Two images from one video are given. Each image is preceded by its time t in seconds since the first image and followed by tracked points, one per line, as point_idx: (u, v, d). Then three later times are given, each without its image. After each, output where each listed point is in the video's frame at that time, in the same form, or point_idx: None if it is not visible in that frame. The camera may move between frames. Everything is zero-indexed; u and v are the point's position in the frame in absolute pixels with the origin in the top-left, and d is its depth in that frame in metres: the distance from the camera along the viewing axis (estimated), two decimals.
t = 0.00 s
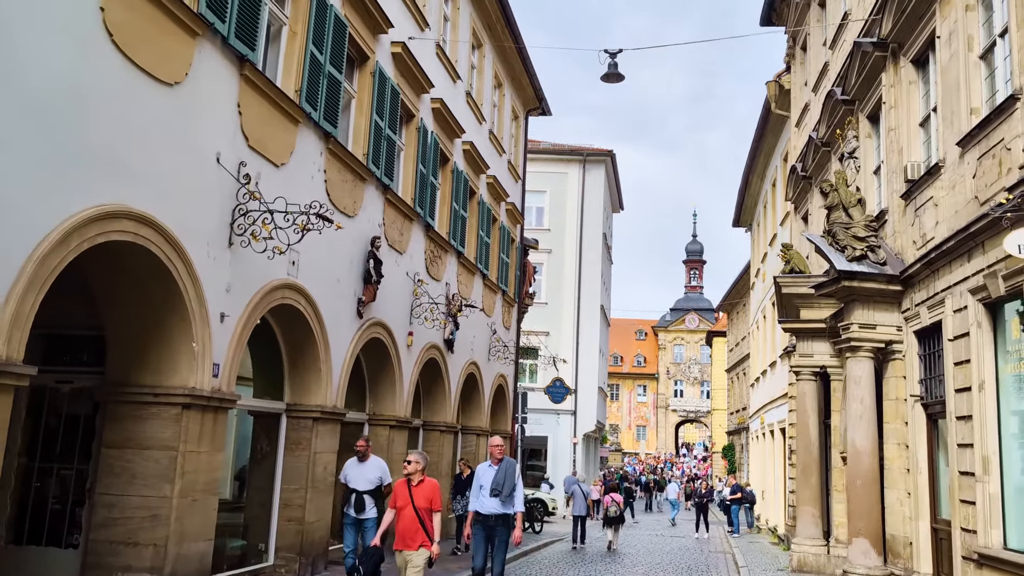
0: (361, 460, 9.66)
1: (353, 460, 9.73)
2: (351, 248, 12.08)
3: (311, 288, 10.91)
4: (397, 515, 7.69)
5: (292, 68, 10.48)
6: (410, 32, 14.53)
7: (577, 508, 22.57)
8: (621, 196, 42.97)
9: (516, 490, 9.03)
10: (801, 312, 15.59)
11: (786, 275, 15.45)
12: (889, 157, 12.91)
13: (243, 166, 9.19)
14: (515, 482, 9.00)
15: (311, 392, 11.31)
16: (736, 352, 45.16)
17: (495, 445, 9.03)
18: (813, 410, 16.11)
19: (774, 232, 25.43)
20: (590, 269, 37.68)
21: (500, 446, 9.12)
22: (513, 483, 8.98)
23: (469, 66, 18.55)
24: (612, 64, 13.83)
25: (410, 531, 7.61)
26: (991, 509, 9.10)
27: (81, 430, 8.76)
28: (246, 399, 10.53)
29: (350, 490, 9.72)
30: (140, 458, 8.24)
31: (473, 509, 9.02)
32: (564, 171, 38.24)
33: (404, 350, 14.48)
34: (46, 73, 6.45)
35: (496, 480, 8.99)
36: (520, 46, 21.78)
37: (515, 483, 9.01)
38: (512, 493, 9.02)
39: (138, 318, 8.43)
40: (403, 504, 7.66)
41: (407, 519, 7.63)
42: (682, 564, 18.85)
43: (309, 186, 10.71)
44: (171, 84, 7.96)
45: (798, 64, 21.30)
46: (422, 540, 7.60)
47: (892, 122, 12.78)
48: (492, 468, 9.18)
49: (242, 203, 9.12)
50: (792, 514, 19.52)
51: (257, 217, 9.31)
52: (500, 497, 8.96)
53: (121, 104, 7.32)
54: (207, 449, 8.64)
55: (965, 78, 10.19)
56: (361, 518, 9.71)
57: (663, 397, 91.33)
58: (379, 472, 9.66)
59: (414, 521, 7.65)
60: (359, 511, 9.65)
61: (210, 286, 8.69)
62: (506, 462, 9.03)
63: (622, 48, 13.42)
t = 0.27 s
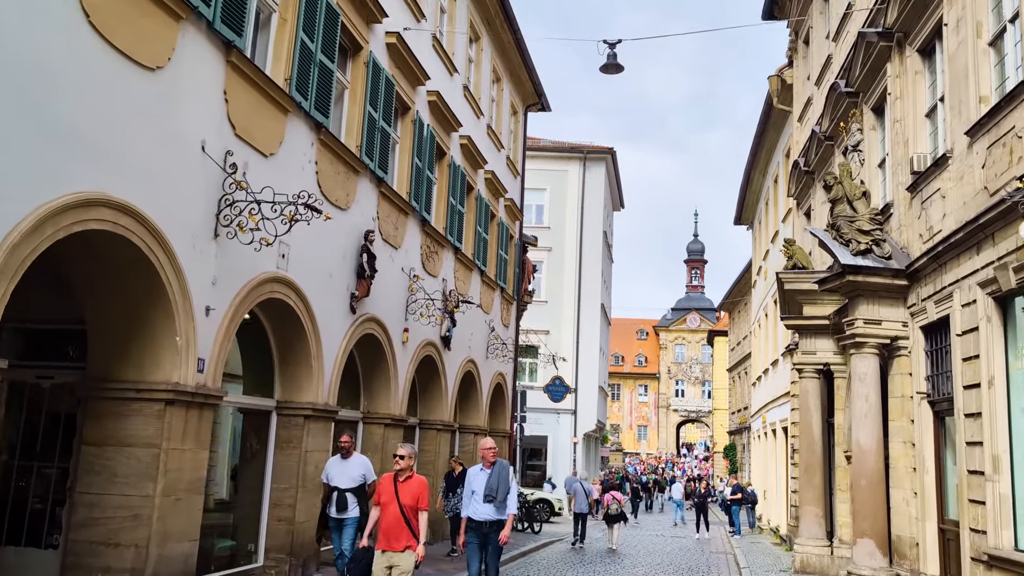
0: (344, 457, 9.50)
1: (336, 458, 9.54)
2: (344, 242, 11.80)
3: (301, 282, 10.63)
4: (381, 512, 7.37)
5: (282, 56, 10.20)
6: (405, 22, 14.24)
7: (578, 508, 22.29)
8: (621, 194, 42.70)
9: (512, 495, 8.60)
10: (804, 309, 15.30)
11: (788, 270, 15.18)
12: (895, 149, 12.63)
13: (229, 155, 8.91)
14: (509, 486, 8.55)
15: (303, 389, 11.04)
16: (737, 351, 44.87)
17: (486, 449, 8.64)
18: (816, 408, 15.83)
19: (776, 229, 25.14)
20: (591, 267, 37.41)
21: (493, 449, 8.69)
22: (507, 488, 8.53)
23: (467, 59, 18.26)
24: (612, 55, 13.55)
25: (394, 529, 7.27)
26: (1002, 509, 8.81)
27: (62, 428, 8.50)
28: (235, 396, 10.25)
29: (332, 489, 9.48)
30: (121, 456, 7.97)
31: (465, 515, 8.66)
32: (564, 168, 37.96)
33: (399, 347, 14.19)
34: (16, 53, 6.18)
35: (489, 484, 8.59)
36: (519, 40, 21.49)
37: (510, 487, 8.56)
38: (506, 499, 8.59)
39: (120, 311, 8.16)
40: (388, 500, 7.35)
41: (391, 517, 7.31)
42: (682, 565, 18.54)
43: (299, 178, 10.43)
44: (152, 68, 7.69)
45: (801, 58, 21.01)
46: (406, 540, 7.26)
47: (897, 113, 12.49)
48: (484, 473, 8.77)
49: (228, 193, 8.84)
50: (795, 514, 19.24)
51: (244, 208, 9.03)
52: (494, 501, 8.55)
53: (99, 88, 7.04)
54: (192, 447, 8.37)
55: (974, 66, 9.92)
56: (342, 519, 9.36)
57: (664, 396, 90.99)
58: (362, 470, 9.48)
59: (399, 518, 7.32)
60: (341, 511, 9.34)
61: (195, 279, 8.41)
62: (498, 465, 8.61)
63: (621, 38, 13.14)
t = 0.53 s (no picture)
0: (326, 460, 8.75)
1: (317, 460, 8.79)
2: (336, 235, 11.54)
3: (291, 276, 10.37)
4: (361, 514, 7.08)
5: (271, 43, 9.93)
6: (400, 12, 13.95)
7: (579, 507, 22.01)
8: (621, 192, 42.41)
9: (503, 492, 7.95)
10: (807, 304, 15.02)
11: (791, 265, 14.90)
12: (900, 140, 12.34)
13: (215, 143, 8.64)
14: (501, 480, 7.91)
15: (293, 385, 10.78)
16: (739, 350, 44.58)
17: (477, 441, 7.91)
18: (819, 406, 15.55)
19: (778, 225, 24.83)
20: (591, 265, 37.13)
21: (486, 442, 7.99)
22: (499, 484, 7.89)
23: (464, 51, 17.97)
24: (610, 45, 13.27)
25: (375, 531, 6.98)
26: (1012, 509, 8.54)
27: (41, 425, 8.15)
28: (222, 392, 9.98)
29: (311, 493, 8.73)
30: (101, 453, 7.68)
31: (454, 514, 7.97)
32: (564, 165, 37.67)
33: (394, 344, 13.92)
34: None
35: (480, 479, 7.92)
36: (518, 33, 21.19)
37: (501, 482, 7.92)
38: (498, 494, 7.93)
39: (100, 303, 7.88)
40: (369, 501, 7.06)
41: (372, 518, 7.02)
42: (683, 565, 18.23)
43: (288, 168, 10.17)
44: (132, 51, 7.42)
45: (803, 51, 20.73)
46: (388, 542, 6.98)
47: (903, 103, 12.20)
48: (473, 467, 8.09)
49: (213, 182, 8.57)
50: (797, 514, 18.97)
51: (230, 197, 8.76)
52: (485, 498, 7.89)
53: (75, 69, 6.77)
54: (175, 444, 8.08)
55: (983, 52, 9.63)
56: (320, 525, 8.69)
57: (665, 396, 90.67)
58: (345, 474, 8.72)
59: (381, 520, 7.04)
60: (319, 517, 8.65)
61: (178, 270, 8.13)
62: (489, 459, 7.95)
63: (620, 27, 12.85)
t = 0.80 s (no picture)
0: (308, 452, 8.40)
1: (299, 452, 8.43)
2: (329, 228, 11.26)
3: (281, 269, 10.08)
4: (333, 516, 6.57)
5: (260, 29, 9.64)
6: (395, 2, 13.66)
7: (579, 506, 21.74)
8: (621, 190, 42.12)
9: (495, 491, 7.52)
10: (810, 301, 14.74)
11: (793, 261, 14.63)
12: (906, 131, 12.06)
13: (201, 131, 8.36)
14: (493, 478, 7.46)
15: (283, 382, 10.50)
16: (739, 348, 44.30)
17: (467, 439, 7.41)
18: (822, 404, 15.27)
19: (780, 222, 24.54)
20: (590, 263, 36.85)
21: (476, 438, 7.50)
22: (491, 483, 7.45)
23: (461, 44, 17.67)
24: (610, 36, 12.98)
25: (349, 535, 6.48)
26: None
27: (20, 422, 7.91)
28: (209, 389, 9.66)
29: (292, 485, 8.43)
30: (81, 451, 7.40)
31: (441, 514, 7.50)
32: (563, 163, 37.38)
33: (389, 340, 13.64)
34: None
35: (470, 478, 7.42)
36: (516, 27, 20.90)
37: (493, 481, 7.47)
38: (490, 493, 7.47)
39: (81, 296, 7.60)
40: (341, 503, 6.54)
41: (346, 521, 6.51)
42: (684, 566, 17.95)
43: (278, 157, 9.88)
44: (112, 33, 7.14)
45: (805, 44, 20.44)
46: (364, 546, 6.47)
47: (909, 94, 11.92)
48: (463, 464, 7.59)
49: (198, 170, 8.28)
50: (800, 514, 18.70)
51: (216, 186, 8.48)
52: (475, 498, 7.43)
53: (50, 50, 6.49)
54: (158, 442, 7.80)
55: (993, 38, 9.35)
56: (300, 519, 8.40)
57: (665, 396, 90.38)
58: (327, 468, 8.37)
59: (354, 523, 6.52)
60: (299, 510, 8.35)
61: (162, 261, 7.85)
62: (481, 457, 7.46)
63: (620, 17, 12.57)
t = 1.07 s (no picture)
0: (286, 454, 7.88)
1: (278, 454, 7.89)
2: (321, 222, 10.97)
3: (270, 264, 9.79)
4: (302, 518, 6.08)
5: (248, 16, 9.34)
6: None
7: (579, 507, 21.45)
8: (621, 188, 41.82)
9: (487, 500, 6.98)
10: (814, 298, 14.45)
11: (796, 257, 14.35)
12: (913, 123, 11.76)
13: (185, 119, 8.07)
14: (485, 485, 6.94)
15: (273, 379, 10.23)
16: (740, 348, 44.03)
17: (459, 442, 6.94)
18: (826, 403, 14.97)
19: (782, 220, 24.23)
20: (590, 262, 36.56)
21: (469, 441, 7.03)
22: (483, 490, 6.92)
23: (458, 37, 17.37)
24: (609, 26, 12.68)
25: (320, 538, 6.00)
26: None
27: None
28: (193, 388, 9.32)
29: (266, 490, 7.89)
30: (58, 451, 7.12)
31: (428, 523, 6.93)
32: (563, 160, 37.09)
33: (384, 338, 13.34)
34: None
35: (460, 484, 6.88)
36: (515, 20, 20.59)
37: (486, 488, 6.94)
38: (482, 501, 6.93)
39: (60, 290, 7.32)
40: (312, 503, 6.07)
41: (317, 523, 6.03)
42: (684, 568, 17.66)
43: (267, 149, 9.60)
44: (91, 16, 6.85)
45: (807, 38, 20.14)
46: (336, 550, 6.00)
47: (915, 85, 11.62)
48: (453, 467, 7.02)
49: (182, 161, 8.00)
50: (802, 515, 18.41)
51: (200, 177, 8.19)
52: (466, 506, 6.88)
53: (25, 33, 6.20)
54: (140, 442, 7.51)
55: (1005, 24, 9.05)
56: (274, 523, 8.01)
57: (666, 396, 90.08)
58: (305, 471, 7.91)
59: (326, 524, 6.05)
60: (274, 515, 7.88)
61: (144, 254, 7.57)
62: (473, 461, 6.96)
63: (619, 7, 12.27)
